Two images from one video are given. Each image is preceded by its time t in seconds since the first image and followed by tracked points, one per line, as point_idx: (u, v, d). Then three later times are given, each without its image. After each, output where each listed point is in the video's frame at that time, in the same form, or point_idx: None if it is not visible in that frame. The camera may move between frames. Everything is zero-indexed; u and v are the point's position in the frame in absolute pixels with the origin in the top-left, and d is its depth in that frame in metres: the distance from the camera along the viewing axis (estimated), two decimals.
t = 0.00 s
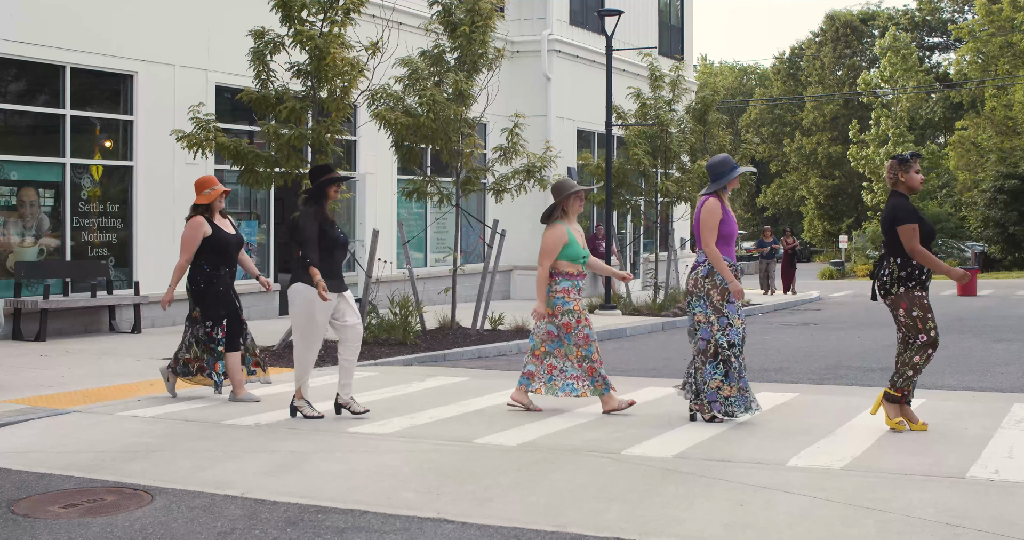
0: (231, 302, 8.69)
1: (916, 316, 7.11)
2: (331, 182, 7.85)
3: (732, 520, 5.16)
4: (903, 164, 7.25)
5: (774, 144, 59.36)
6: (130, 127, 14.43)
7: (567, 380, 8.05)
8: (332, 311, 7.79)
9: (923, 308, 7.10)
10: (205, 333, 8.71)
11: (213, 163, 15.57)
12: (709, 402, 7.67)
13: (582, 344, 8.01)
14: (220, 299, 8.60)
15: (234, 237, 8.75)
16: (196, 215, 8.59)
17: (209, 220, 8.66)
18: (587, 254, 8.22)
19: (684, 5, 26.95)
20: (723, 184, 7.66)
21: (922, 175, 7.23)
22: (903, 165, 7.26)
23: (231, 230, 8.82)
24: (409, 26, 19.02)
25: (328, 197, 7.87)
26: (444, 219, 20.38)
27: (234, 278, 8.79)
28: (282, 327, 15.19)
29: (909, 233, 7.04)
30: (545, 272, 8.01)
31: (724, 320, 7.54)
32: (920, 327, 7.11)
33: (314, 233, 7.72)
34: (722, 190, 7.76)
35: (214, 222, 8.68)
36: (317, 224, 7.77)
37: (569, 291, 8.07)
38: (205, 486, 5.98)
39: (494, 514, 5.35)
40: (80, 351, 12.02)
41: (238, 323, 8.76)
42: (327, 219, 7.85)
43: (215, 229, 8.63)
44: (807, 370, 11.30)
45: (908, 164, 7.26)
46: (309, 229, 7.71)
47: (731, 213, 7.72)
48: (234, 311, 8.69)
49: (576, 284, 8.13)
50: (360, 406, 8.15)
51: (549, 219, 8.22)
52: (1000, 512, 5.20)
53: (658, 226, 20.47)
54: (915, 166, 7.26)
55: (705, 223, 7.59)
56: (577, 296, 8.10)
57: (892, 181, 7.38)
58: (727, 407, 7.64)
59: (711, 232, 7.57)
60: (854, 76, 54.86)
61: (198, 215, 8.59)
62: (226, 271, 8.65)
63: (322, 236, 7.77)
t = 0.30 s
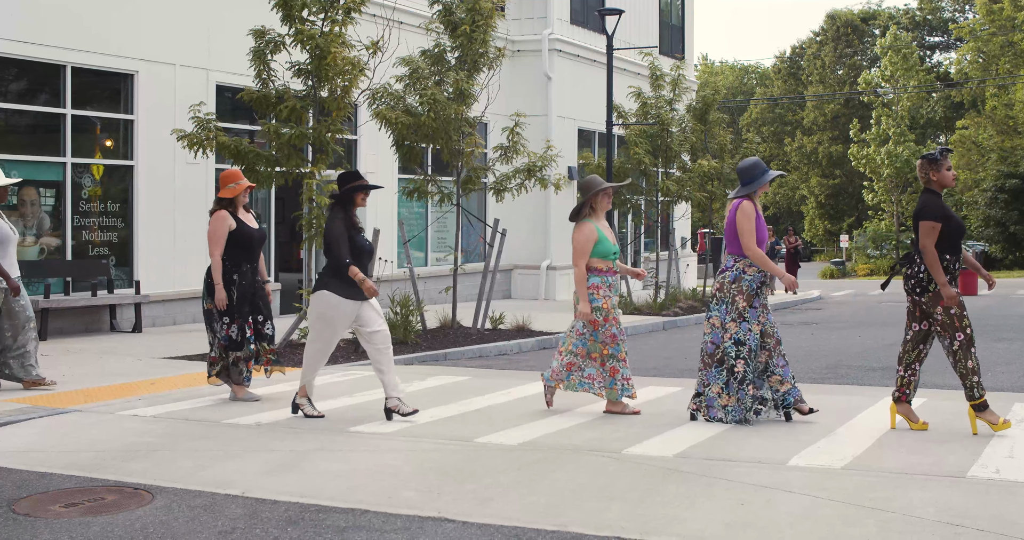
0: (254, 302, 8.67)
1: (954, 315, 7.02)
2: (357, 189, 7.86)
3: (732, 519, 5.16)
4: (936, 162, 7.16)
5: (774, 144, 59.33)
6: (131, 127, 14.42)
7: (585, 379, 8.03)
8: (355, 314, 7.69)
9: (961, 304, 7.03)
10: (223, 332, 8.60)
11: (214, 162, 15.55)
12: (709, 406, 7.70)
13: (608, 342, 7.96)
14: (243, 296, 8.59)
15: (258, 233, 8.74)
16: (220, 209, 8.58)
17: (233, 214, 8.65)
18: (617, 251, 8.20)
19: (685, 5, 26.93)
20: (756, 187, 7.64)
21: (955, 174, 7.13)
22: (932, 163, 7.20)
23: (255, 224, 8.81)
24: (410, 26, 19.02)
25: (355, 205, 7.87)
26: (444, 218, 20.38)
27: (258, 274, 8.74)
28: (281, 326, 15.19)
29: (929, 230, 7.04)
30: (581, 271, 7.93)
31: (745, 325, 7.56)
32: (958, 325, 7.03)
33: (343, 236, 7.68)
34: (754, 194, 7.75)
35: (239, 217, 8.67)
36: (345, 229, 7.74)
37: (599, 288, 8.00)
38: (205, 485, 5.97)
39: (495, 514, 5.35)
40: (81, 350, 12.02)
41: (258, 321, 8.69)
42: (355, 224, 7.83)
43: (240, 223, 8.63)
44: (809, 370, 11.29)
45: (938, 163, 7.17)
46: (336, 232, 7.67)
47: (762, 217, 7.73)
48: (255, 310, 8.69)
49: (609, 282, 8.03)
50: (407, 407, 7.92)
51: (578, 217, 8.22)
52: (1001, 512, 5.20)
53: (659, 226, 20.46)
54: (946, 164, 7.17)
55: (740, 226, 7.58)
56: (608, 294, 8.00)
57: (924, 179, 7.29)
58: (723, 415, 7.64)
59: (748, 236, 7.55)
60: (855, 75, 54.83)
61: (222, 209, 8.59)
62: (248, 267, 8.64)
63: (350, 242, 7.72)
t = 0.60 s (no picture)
0: (270, 304, 8.58)
1: (995, 317, 6.96)
2: (386, 189, 7.79)
3: (733, 519, 5.15)
4: (967, 169, 7.06)
5: (775, 143, 59.33)
6: (131, 125, 14.41)
7: (598, 379, 8.04)
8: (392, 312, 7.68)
9: (1001, 307, 6.98)
10: (233, 333, 8.56)
11: (215, 161, 15.54)
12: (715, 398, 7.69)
13: (626, 342, 7.93)
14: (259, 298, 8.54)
15: (281, 234, 8.65)
16: (245, 208, 8.49)
17: (257, 214, 8.57)
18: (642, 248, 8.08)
19: (686, 4, 26.93)
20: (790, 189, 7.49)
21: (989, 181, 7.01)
22: (963, 170, 7.12)
23: (278, 226, 8.71)
24: (411, 25, 19.02)
25: (384, 204, 7.80)
26: (444, 217, 20.38)
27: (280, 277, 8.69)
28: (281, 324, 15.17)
29: (958, 236, 6.99)
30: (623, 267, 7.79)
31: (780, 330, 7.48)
32: (998, 328, 6.96)
33: (376, 236, 7.65)
34: (787, 195, 7.59)
35: (262, 217, 8.59)
36: (378, 228, 7.71)
37: (619, 287, 7.94)
38: (206, 484, 5.97)
39: (495, 513, 5.35)
40: (82, 349, 12.03)
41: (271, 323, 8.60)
42: (385, 224, 7.81)
43: (263, 223, 8.55)
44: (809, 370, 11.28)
45: (972, 170, 7.06)
46: (369, 231, 7.63)
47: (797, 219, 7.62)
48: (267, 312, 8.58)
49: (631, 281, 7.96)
50: (412, 414, 7.86)
51: (604, 213, 8.07)
52: (1003, 512, 5.19)
53: (660, 226, 20.47)
54: (980, 171, 7.04)
55: (774, 229, 7.50)
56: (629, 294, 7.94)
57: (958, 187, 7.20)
58: (727, 410, 7.62)
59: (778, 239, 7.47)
60: (855, 75, 54.82)
61: (247, 208, 8.50)
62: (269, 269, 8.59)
63: (383, 241, 7.72)
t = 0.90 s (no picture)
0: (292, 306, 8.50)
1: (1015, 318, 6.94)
2: (415, 183, 7.79)
3: (733, 519, 5.15)
4: (1003, 165, 6.98)
5: (776, 143, 59.32)
6: (132, 124, 14.41)
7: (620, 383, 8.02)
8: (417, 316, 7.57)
9: None
10: (249, 333, 8.56)
11: (215, 160, 15.54)
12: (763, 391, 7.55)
13: (645, 344, 7.91)
14: (279, 301, 8.50)
15: (308, 237, 8.58)
16: (272, 211, 8.44)
17: (284, 216, 8.52)
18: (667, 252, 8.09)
19: (688, 4, 26.92)
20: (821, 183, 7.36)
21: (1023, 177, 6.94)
22: (998, 165, 7.03)
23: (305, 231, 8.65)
24: (412, 24, 19.02)
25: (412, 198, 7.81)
26: (445, 217, 20.38)
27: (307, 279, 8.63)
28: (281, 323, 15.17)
29: (1002, 235, 6.85)
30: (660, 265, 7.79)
31: (826, 322, 7.35)
32: (1015, 330, 6.94)
33: (401, 230, 7.61)
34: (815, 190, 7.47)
35: (289, 220, 8.53)
36: (404, 223, 7.69)
37: (642, 290, 7.93)
38: (207, 483, 5.97)
39: (496, 512, 5.35)
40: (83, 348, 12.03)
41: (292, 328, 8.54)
42: (413, 218, 7.79)
43: (291, 226, 8.49)
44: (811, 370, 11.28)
45: (1006, 165, 6.99)
46: (395, 224, 7.60)
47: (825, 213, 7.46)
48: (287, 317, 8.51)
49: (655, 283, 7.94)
50: (412, 414, 7.85)
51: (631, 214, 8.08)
52: (1004, 512, 5.19)
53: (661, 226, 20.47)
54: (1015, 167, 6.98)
55: (799, 222, 7.30)
56: (652, 298, 7.92)
57: (991, 182, 7.11)
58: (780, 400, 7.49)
59: (803, 232, 7.29)
60: (857, 75, 54.81)
61: (274, 210, 8.46)
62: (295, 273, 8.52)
63: (409, 236, 7.69)
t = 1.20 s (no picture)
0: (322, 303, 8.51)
1: None
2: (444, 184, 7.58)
3: (733, 518, 5.15)
4: None
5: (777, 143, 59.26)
6: (133, 123, 14.41)
7: (646, 382, 7.94)
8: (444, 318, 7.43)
9: None
10: (285, 330, 8.55)
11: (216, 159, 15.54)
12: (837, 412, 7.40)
13: (674, 347, 7.84)
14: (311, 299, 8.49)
15: (337, 233, 8.54)
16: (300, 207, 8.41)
17: (312, 213, 8.47)
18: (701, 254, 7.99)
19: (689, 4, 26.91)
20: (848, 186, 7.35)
21: None
22: None
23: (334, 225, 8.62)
24: (414, 23, 19.01)
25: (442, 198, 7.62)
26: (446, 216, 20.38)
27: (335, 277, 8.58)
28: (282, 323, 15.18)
29: None
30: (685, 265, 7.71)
31: (861, 320, 7.27)
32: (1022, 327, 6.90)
33: (427, 232, 7.44)
34: (847, 192, 7.43)
35: (317, 216, 8.49)
36: (430, 224, 7.49)
37: (674, 293, 7.84)
38: (208, 482, 5.97)
39: (497, 512, 5.35)
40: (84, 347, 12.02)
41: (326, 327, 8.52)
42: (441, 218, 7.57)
43: (319, 222, 8.45)
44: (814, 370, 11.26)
45: None
46: (421, 226, 7.43)
47: (855, 214, 7.41)
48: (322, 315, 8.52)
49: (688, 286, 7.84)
50: (412, 413, 7.86)
51: (660, 217, 8.02)
52: (1004, 512, 5.19)
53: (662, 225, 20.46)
54: None
55: (825, 221, 7.27)
56: (684, 301, 7.83)
57: None
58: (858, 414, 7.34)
59: (827, 232, 7.28)
60: (858, 75, 54.78)
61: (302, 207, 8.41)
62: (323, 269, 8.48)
63: (433, 238, 7.48)
